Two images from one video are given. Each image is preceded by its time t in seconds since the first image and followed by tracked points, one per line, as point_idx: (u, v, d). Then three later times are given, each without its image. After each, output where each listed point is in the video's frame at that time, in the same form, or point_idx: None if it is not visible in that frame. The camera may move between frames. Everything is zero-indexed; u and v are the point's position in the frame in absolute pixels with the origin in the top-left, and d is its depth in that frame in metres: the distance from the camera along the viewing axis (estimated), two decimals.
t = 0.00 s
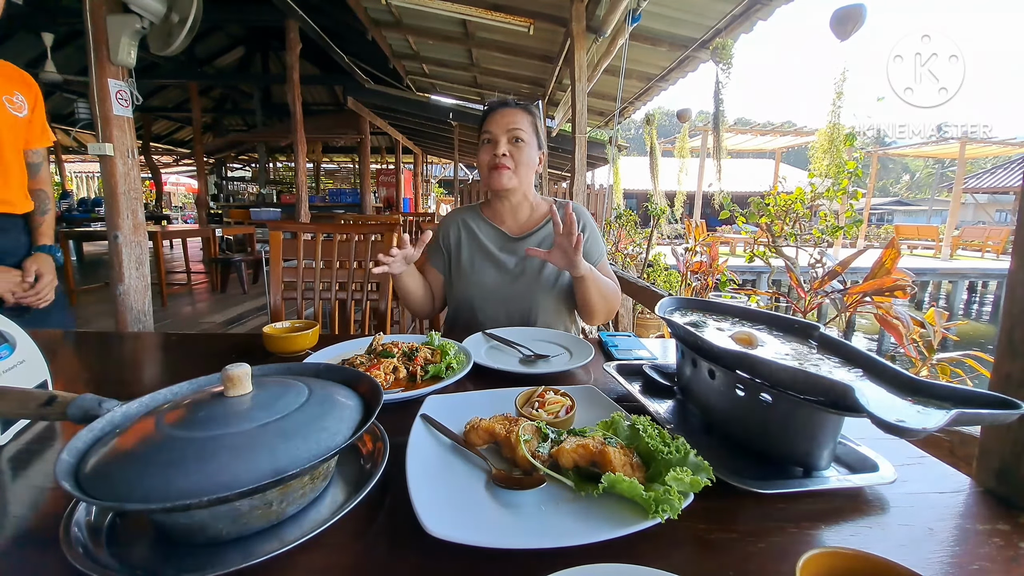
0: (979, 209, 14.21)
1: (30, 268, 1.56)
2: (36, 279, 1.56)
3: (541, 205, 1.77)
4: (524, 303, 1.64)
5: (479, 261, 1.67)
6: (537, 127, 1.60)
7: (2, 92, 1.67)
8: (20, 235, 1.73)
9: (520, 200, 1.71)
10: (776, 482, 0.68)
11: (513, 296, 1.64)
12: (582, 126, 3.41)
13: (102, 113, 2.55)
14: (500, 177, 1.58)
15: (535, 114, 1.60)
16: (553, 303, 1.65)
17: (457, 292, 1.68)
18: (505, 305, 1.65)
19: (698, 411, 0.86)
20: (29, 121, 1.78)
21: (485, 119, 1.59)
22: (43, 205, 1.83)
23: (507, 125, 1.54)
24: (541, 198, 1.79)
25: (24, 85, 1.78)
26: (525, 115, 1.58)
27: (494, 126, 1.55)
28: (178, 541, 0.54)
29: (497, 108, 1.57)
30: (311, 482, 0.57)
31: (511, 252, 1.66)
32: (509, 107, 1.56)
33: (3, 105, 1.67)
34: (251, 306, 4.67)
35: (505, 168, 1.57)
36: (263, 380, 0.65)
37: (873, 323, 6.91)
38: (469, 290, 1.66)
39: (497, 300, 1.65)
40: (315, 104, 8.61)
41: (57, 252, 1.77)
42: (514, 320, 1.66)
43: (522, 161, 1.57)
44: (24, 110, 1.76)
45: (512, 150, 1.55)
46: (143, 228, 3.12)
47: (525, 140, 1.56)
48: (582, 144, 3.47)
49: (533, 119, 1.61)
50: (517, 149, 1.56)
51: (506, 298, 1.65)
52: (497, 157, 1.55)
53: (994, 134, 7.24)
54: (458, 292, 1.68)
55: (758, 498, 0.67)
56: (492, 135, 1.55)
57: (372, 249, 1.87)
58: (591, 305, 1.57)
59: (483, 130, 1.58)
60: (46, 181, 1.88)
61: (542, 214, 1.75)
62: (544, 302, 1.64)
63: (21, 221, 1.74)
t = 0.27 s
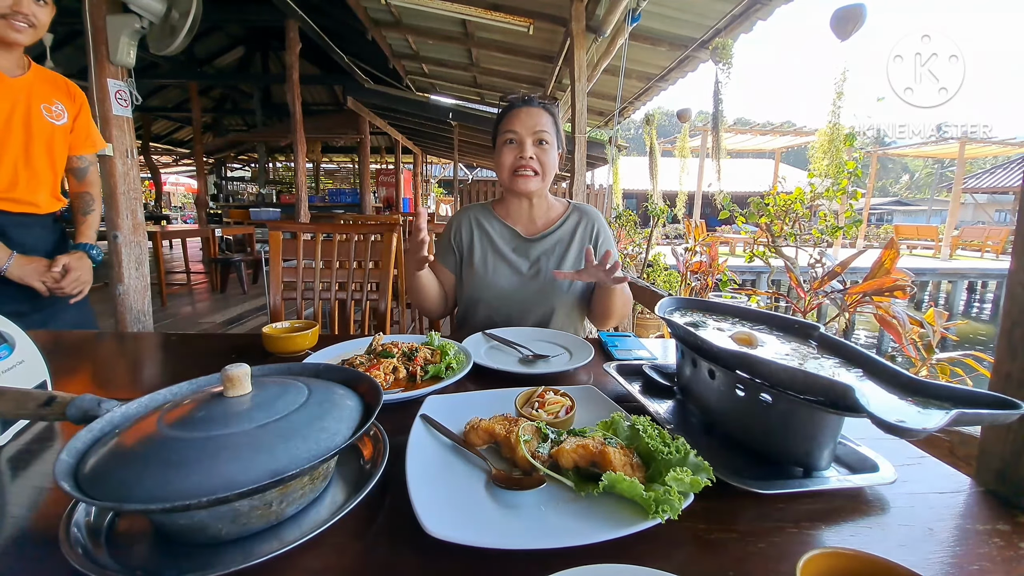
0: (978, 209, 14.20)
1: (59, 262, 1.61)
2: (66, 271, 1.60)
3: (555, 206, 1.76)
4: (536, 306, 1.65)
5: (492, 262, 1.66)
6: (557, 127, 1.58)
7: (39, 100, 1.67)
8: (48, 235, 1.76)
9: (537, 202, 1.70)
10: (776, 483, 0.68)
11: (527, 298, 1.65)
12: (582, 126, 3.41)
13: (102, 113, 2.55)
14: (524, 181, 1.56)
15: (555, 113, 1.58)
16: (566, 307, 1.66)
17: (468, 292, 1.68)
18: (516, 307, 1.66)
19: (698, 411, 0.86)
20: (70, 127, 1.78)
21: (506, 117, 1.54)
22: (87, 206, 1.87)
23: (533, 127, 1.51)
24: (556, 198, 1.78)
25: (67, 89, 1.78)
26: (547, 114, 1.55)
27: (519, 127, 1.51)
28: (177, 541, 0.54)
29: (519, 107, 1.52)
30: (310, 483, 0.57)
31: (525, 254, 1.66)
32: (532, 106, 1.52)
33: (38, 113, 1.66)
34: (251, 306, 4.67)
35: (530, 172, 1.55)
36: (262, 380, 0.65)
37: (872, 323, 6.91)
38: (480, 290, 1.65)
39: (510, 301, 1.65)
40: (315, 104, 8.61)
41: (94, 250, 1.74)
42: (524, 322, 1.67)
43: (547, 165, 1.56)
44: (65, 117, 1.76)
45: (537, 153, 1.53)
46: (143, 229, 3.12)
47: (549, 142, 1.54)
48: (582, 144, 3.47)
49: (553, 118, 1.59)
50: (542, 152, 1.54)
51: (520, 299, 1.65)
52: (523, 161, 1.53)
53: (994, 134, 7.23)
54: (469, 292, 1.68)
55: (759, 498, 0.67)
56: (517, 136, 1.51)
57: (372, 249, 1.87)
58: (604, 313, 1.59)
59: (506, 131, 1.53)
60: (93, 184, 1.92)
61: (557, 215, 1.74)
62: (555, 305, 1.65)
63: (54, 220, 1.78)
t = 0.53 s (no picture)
0: (979, 209, 14.19)
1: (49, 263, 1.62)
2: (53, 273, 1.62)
3: (563, 210, 1.74)
4: (542, 313, 1.67)
5: (499, 268, 1.66)
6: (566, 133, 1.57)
7: (34, 97, 1.68)
8: (43, 235, 1.73)
9: (546, 211, 1.69)
10: (776, 483, 0.68)
11: (533, 304, 1.66)
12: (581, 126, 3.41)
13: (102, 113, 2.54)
14: (535, 192, 1.56)
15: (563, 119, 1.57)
16: (571, 313, 1.67)
17: (475, 297, 1.68)
18: (522, 312, 1.67)
19: (698, 411, 0.86)
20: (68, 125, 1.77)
21: (515, 126, 1.53)
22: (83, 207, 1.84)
23: (543, 136, 1.50)
24: (564, 203, 1.76)
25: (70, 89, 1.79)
26: (556, 121, 1.54)
27: (529, 137, 1.50)
28: (177, 541, 0.53)
29: (528, 115, 1.51)
30: (310, 483, 0.57)
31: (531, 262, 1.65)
32: (541, 114, 1.51)
33: (32, 109, 1.67)
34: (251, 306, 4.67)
35: (541, 183, 1.54)
36: (262, 380, 0.65)
37: (872, 323, 6.91)
38: (487, 296, 1.66)
39: (516, 307, 1.66)
40: (315, 104, 8.62)
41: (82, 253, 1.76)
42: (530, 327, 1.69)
43: (558, 175, 1.55)
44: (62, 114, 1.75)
45: (548, 163, 1.53)
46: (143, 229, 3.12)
47: (560, 150, 1.53)
48: (582, 144, 3.47)
49: (562, 124, 1.58)
50: (553, 161, 1.53)
51: (525, 305, 1.67)
52: (534, 172, 1.52)
53: (994, 134, 7.23)
54: (476, 297, 1.68)
55: (759, 498, 0.67)
56: (527, 146, 1.50)
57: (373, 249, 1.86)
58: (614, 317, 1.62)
59: (516, 141, 1.51)
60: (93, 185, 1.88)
61: (564, 221, 1.73)
62: (561, 313, 1.66)
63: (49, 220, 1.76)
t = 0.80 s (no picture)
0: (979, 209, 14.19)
1: None
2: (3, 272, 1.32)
3: (564, 214, 1.74)
4: (542, 318, 1.67)
5: (499, 274, 1.66)
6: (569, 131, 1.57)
7: None
8: None
9: (547, 212, 1.69)
10: (776, 483, 0.68)
11: (533, 310, 1.67)
12: (581, 126, 3.41)
13: (102, 113, 2.54)
14: (537, 191, 1.55)
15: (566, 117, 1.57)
16: (573, 318, 1.68)
17: (475, 302, 1.68)
18: (522, 318, 1.67)
19: (698, 411, 0.86)
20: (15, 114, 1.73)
21: (517, 124, 1.53)
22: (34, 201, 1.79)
23: (546, 134, 1.50)
24: (564, 206, 1.76)
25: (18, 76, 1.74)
26: (559, 120, 1.54)
27: (531, 135, 1.49)
28: (177, 542, 0.53)
29: (530, 113, 1.51)
30: (310, 483, 0.57)
31: (533, 266, 1.65)
32: (543, 111, 1.51)
33: None
34: (251, 306, 4.67)
35: (543, 182, 1.54)
36: (261, 380, 0.65)
37: (872, 323, 6.91)
38: (487, 302, 1.66)
39: (518, 312, 1.67)
40: (315, 104, 8.62)
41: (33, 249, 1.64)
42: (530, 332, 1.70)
43: (560, 173, 1.55)
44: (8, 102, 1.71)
45: (550, 161, 1.52)
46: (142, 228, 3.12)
47: (562, 149, 1.53)
48: (582, 144, 3.47)
49: (564, 122, 1.58)
50: (555, 160, 1.53)
51: (527, 310, 1.67)
52: (536, 170, 1.52)
53: (994, 134, 7.23)
54: (476, 303, 1.68)
55: (759, 498, 0.67)
56: (529, 144, 1.50)
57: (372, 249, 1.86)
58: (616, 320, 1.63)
59: (518, 139, 1.51)
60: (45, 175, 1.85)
61: (566, 225, 1.73)
62: (562, 318, 1.67)
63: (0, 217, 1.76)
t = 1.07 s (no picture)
0: (979, 209, 14.19)
1: None
2: None
3: (562, 213, 1.74)
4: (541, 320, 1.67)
5: (497, 276, 1.66)
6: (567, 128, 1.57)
7: None
8: None
9: (545, 211, 1.69)
10: (776, 482, 0.68)
11: (532, 312, 1.67)
12: (582, 126, 3.41)
13: (102, 113, 2.55)
14: (534, 187, 1.54)
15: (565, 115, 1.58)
16: (574, 318, 1.68)
17: (473, 304, 1.69)
18: (521, 320, 1.68)
19: (699, 411, 0.86)
20: None
21: (515, 120, 1.53)
22: None
23: (544, 130, 1.50)
24: (563, 206, 1.75)
25: None
26: (557, 116, 1.55)
27: (529, 132, 1.50)
28: (178, 542, 0.54)
29: (529, 109, 1.51)
30: (310, 482, 0.57)
31: (533, 267, 1.65)
32: (542, 108, 1.52)
33: None
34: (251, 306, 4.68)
35: (540, 178, 1.53)
36: (261, 380, 0.65)
37: (872, 323, 6.91)
38: (485, 304, 1.66)
39: (519, 313, 1.67)
40: (315, 104, 8.62)
41: None
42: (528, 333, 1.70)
43: (558, 169, 1.55)
44: None
45: (549, 158, 1.52)
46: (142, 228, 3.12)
47: (561, 145, 1.53)
48: (582, 144, 3.47)
49: (563, 120, 1.58)
50: (553, 156, 1.53)
51: (528, 311, 1.67)
52: (533, 166, 1.52)
53: (994, 134, 7.24)
54: (474, 305, 1.68)
55: (759, 498, 0.67)
56: (527, 140, 1.50)
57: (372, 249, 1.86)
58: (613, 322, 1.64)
59: (516, 135, 1.51)
60: None
61: (565, 225, 1.73)
62: (561, 320, 1.67)
63: None
